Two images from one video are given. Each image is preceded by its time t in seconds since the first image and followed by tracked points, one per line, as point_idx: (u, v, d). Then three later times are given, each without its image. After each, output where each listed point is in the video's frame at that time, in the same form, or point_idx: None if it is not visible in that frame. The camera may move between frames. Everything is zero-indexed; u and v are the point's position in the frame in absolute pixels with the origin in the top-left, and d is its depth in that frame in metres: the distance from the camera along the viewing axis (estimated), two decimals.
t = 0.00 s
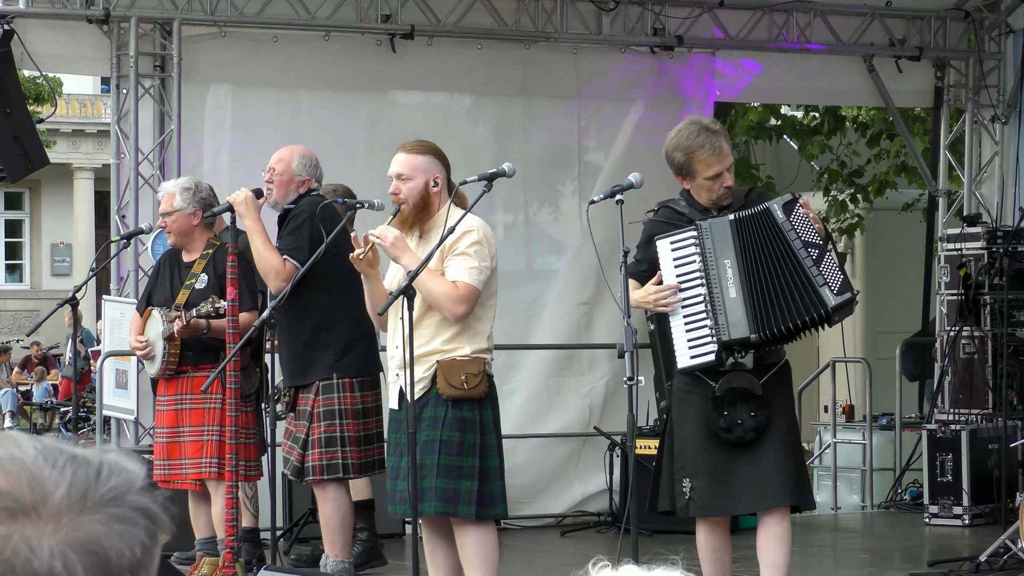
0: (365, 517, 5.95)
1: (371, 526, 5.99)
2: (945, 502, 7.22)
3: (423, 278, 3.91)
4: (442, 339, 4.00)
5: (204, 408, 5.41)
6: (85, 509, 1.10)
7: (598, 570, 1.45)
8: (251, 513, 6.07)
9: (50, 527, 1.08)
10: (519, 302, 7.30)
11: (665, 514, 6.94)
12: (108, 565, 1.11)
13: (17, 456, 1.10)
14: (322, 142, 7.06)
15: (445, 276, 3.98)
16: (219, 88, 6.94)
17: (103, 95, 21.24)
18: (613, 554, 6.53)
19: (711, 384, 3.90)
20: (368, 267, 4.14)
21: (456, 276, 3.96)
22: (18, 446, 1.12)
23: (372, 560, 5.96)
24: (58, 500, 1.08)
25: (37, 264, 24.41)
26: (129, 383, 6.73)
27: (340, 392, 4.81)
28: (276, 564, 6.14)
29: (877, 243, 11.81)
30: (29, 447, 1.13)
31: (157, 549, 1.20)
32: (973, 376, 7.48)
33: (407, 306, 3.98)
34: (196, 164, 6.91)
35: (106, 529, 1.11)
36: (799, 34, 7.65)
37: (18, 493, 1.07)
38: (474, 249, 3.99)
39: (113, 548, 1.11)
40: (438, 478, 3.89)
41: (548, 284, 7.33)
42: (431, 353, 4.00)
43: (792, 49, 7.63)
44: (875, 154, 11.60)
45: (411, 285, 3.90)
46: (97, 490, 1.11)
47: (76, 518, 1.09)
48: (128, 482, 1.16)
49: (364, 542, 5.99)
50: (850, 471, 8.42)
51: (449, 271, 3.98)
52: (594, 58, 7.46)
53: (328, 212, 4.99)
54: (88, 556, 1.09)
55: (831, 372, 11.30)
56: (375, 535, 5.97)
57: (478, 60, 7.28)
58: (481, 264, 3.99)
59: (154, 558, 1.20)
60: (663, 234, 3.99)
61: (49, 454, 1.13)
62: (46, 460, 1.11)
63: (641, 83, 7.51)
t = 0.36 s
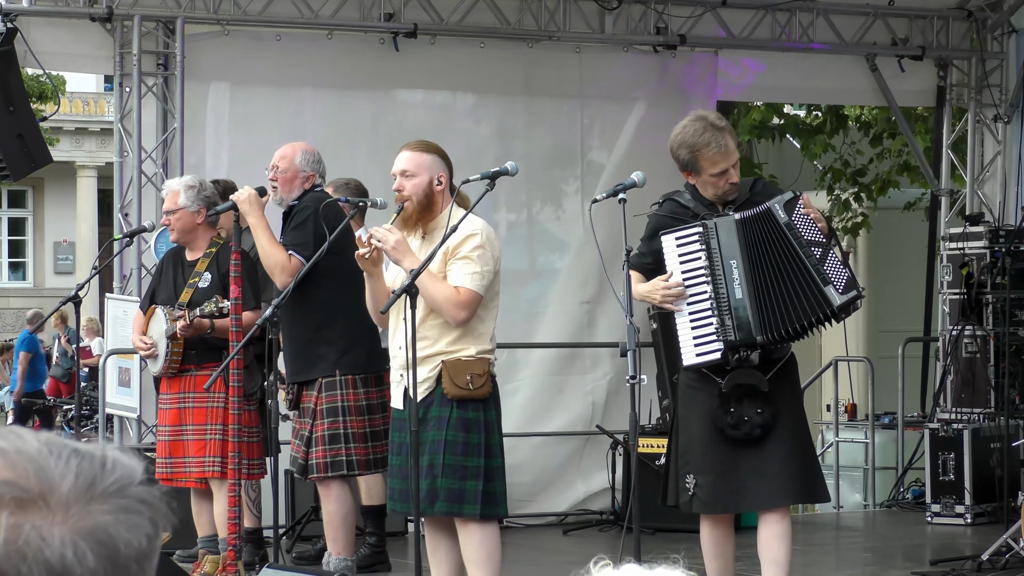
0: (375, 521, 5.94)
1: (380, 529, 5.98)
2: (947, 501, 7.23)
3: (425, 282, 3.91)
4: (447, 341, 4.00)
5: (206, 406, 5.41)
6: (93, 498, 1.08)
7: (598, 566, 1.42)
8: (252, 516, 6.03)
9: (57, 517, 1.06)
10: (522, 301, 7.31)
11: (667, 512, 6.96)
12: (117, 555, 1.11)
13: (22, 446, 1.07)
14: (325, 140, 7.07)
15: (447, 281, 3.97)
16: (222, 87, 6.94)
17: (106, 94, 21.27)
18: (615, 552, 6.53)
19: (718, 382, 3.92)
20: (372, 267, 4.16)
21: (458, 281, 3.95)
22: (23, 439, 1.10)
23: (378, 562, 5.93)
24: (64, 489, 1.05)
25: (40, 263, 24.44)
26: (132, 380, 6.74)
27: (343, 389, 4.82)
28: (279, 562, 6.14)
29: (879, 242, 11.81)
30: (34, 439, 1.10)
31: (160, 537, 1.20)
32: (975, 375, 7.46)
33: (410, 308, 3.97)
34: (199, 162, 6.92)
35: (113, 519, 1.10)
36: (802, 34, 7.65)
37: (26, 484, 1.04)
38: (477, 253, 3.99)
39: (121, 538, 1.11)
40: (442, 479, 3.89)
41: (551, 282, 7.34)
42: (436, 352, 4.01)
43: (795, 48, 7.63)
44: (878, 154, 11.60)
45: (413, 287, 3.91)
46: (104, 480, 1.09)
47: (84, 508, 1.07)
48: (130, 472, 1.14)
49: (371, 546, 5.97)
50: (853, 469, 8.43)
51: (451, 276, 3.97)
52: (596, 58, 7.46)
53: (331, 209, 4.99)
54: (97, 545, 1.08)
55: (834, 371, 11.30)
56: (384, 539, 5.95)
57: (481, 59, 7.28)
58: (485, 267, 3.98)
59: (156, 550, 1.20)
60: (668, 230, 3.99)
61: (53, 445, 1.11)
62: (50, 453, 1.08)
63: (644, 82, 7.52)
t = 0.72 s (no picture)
0: (377, 521, 5.89)
1: (383, 530, 5.94)
2: (950, 498, 7.23)
3: (427, 274, 3.90)
4: (450, 336, 3.99)
5: (209, 405, 5.39)
6: (97, 498, 1.07)
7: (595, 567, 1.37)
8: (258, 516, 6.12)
9: (63, 516, 1.05)
10: (524, 299, 7.30)
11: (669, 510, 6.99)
12: (123, 554, 1.10)
13: (25, 447, 1.06)
14: (327, 139, 7.06)
15: (450, 273, 3.96)
16: (223, 86, 6.94)
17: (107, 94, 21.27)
18: (618, 550, 6.53)
19: (717, 383, 3.91)
20: (373, 263, 4.14)
21: (462, 272, 3.94)
22: (25, 441, 1.09)
23: (382, 560, 5.94)
24: (68, 491, 1.05)
25: (41, 263, 24.43)
26: (134, 380, 6.73)
27: (348, 388, 4.81)
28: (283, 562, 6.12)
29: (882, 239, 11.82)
30: (37, 442, 1.10)
31: (162, 540, 1.18)
32: (978, 372, 7.44)
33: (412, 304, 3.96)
34: (201, 162, 6.92)
35: (119, 518, 1.09)
36: (804, 30, 7.64)
37: (31, 483, 1.04)
38: (479, 246, 3.98)
39: (127, 536, 1.10)
40: (447, 474, 3.88)
41: (553, 281, 7.34)
42: (439, 348, 3.99)
43: (797, 45, 7.63)
44: (881, 150, 11.61)
45: (415, 280, 3.89)
46: (109, 481, 1.08)
47: (90, 508, 1.06)
48: (133, 474, 1.13)
49: (375, 545, 5.95)
50: (856, 467, 8.42)
51: (454, 268, 3.97)
52: (598, 56, 7.45)
53: (334, 209, 4.97)
54: (103, 546, 1.07)
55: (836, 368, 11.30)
56: (386, 538, 5.92)
57: (482, 57, 7.28)
58: (487, 260, 3.98)
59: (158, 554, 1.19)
60: (673, 230, 3.99)
61: (55, 447, 1.10)
62: (54, 454, 1.08)
63: (645, 80, 7.51)
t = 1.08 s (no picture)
0: (380, 517, 5.89)
1: (384, 526, 5.92)
2: (953, 498, 7.21)
3: (429, 271, 3.91)
4: (453, 334, 3.99)
5: (213, 404, 5.39)
6: (93, 500, 1.10)
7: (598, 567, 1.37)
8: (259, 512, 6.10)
9: (59, 518, 1.08)
10: (527, 298, 7.30)
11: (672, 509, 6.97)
12: (118, 556, 1.13)
13: (21, 449, 1.09)
14: (330, 138, 7.06)
15: (452, 270, 3.96)
16: (226, 85, 6.93)
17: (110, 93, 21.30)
18: (621, 550, 6.52)
19: (715, 378, 3.91)
20: (377, 265, 4.13)
21: (463, 269, 3.94)
22: (22, 443, 1.12)
23: (383, 560, 5.94)
24: (63, 493, 1.08)
25: (44, 261, 24.43)
26: (136, 379, 6.73)
27: (352, 387, 4.82)
28: (285, 561, 6.12)
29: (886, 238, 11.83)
30: (34, 444, 1.13)
31: (154, 539, 1.22)
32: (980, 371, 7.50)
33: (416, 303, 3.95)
34: (203, 160, 6.91)
35: (114, 520, 1.12)
36: (807, 30, 7.66)
37: (28, 487, 1.07)
38: (480, 242, 3.98)
39: (122, 538, 1.13)
40: (446, 475, 3.89)
41: (556, 280, 7.33)
42: (442, 348, 3.98)
43: (800, 44, 7.64)
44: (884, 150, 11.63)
45: (417, 278, 3.89)
46: (105, 483, 1.12)
47: (86, 510, 1.09)
48: (126, 477, 1.17)
49: (376, 542, 5.92)
50: (859, 467, 8.42)
51: (456, 265, 3.96)
52: (601, 55, 7.45)
53: (338, 207, 4.98)
54: (99, 547, 1.10)
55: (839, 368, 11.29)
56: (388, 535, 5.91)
57: (486, 56, 7.28)
58: (489, 257, 3.97)
59: (151, 552, 1.23)
60: (673, 225, 3.98)
61: (53, 451, 1.13)
62: (49, 455, 1.11)
63: (648, 79, 7.51)
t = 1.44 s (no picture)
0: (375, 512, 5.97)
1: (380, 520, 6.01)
2: (957, 497, 7.23)
3: (428, 270, 3.92)
4: (452, 331, 3.99)
5: (217, 404, 5.39)
6: (104, 499, 0.99)
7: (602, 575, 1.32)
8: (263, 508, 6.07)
9: (70, 515, 0.97)
10: (530, 297, 7.31)
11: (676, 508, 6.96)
12: (130, 556, 1.01)
13: (33, 446, 0.99)
14: (333, 137, 7.06)
15: (450, 267, 3.95)
16: (228, 84, 6.93)
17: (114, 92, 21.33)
18: (625, 549, 6.51)
19: (714, 378, 3.92)
20: (382, 263, 4.15)
21: (460, 267, 3.93)
22: (31, 440, 1.01)
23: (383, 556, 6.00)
24: (75, 490, 0.97)
25: (48, 260, 24.43)
26: (140, 378, 6.73)
27: (357, 387, 4.81)
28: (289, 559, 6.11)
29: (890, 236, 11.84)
30: (43, 442, 1.02)
31: (168, 546, 1.10)
32: (984, 370, 7.48)
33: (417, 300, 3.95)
34: (206, 158, 6.90)
35: (126, 520, 1.01)
36: (810, 28, 7.68)
37: (38, 481, 0.96)
38: (478, 240, 3.97)
39: (134, 538, 1.01)
40: (445, 475, 3.89)
41: (559, 279, 7.33)
42: (442, 347, 3.99)
43: (803, 42, 7.65)
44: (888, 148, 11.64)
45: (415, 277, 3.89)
46: (117, 482, 1.01)
47: (97, 509, 0.98)
48: (140, 477, 1.05)
49: (372, 536, 5.99)
50: (863, 465, 8.42)
51: (455, 262, 3.95)
52: (604, 53, 7.45)
53: (341, 206, 4.97)
54: (110, 546, 0.99)
55: (842, 367, 11.29)
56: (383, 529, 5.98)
57: (489, 55, 7.28)
58: (487, 254, 3.96)
59: (164, 559, 1.10)
60: (674, 225, 3.98)
61: (61, 447, 1.02)
62: (61, 454, 1.00)
63: (652, 77, 7.51)
